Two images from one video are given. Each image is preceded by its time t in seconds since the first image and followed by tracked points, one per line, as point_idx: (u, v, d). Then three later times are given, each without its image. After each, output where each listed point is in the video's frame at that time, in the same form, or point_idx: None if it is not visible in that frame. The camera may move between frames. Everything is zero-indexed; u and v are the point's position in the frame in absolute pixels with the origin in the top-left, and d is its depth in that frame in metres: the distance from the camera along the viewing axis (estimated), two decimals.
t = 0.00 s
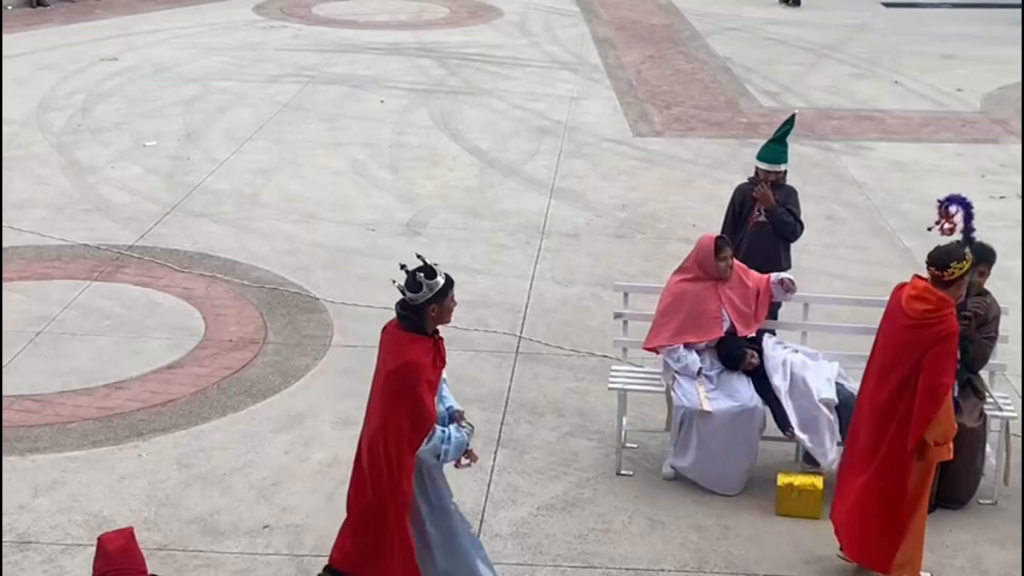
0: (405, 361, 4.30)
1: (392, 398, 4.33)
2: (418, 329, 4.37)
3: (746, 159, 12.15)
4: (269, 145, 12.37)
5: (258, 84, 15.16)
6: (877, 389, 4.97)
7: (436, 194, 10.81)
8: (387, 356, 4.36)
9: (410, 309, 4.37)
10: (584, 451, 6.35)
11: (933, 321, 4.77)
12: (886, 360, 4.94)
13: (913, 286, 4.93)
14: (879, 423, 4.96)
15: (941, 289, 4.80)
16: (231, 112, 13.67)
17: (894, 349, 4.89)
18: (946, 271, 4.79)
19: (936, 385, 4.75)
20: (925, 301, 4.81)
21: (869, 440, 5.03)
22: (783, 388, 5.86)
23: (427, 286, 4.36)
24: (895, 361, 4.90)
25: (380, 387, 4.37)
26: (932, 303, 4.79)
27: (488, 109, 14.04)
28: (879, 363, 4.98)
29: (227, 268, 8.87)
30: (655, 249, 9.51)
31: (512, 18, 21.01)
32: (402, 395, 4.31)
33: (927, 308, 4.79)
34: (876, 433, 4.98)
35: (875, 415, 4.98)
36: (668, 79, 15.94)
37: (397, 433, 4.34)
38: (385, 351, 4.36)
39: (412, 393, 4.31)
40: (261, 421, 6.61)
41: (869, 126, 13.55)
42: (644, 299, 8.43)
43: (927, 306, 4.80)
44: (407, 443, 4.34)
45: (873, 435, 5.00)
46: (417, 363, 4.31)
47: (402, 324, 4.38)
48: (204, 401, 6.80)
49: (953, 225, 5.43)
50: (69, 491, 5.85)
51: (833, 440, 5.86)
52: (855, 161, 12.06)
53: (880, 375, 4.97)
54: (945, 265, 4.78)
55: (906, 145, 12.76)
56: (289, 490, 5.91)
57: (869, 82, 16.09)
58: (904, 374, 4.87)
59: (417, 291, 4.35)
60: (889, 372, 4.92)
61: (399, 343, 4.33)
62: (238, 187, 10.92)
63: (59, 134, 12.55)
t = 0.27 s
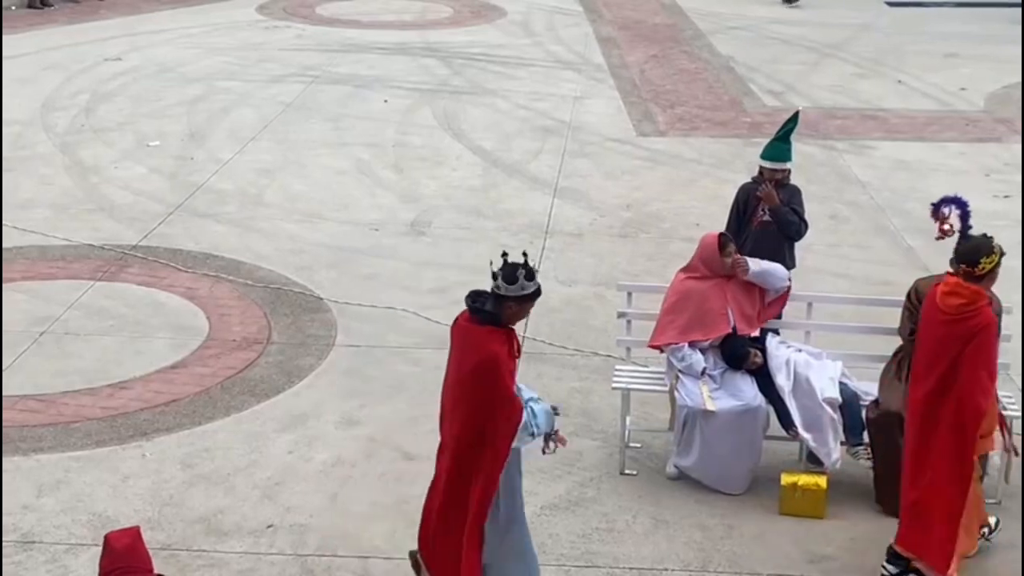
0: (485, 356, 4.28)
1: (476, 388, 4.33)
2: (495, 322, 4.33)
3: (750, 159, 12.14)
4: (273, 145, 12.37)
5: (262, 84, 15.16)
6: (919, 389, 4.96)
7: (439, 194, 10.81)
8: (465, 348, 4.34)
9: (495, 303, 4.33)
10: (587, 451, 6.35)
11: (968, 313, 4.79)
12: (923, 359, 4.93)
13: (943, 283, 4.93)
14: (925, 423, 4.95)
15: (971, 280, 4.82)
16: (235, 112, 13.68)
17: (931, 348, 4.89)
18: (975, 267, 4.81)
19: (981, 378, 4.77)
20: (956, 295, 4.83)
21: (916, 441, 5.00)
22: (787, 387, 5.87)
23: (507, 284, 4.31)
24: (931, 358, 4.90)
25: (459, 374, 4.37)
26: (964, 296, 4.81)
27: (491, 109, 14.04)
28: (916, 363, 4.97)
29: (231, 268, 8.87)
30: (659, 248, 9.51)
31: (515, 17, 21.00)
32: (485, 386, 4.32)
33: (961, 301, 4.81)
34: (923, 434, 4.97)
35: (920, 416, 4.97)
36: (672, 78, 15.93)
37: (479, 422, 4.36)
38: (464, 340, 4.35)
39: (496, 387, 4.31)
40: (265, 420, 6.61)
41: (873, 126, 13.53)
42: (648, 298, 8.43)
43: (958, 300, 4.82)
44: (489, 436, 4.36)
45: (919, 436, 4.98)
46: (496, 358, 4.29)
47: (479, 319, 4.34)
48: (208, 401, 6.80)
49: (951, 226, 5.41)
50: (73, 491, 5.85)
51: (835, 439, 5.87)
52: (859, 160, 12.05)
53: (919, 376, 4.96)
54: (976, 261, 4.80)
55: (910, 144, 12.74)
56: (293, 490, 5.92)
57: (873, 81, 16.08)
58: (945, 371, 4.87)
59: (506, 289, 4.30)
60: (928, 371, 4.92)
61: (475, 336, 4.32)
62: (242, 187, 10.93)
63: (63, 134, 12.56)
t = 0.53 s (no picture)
0: (564, 350, 4.38)
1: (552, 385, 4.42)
2: (571, 315, 4.48)
3: (753, 158, 12.14)
4: (276, 145, 12.37)
5: (265, 84, 15.18)
6: (964, 377, 5.04)
7: (442, 194, 10.82)
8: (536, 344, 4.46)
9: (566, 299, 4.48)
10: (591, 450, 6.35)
11: (1001, 298, 4.88)
12: (965, 348, 5.02)
13: (976, 270, 5.05)
14: (975, 413, 5.01)
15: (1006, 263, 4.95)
16: (238, 112, 13.69)
17: (971, 335, 4.99)
18: (1008, 253, 4.95)
19: (1012, 362, 4.81)
20: (991, 280, 4.94)
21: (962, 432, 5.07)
22: (790, 386, 5.86)
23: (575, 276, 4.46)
24: (971, 346, 4.99)
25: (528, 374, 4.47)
26: (999, 280, 4.92)
27: (494, 109, 14.05)
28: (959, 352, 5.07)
29: (234, 268, 8.88)
30: (662, 248, 9.51)
31: (519, 17, 21.01)
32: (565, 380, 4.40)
33: (996, 287, 4.92)
34: (969, 423, 5.03)
35: (967, 406, 5.03)
36: (675, 77, 15.94)
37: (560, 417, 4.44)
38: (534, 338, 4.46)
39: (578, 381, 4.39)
40: (268, 420, 6.61)
41: (876, 125, 13.53)
42: (651, 298, 8.43)
43: (994, 285, 4.93)
44: (573, 431, 4.43)
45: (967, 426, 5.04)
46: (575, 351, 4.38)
47: (553, 313, 4.46)
48: (211, 401, 6.81)
49: (954, 223, 5.52)
50: (76, 491, 5.86)
51: (839, 438, 5.87)
52: (862, 159, 12.05)
53: (962, 364, 5.05)
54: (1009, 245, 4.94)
55: (913, 143, 12.74)
56: (297, 490, 5.92)
57: (876, 80, 16.07)
58: (985, 357, 4.94)
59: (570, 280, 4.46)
60: (970, 359, 5.01)
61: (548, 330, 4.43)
62: (246, 187, 10.94)
63: (66, 134, 12.58)
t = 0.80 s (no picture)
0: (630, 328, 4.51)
1: (610, 368, 4.53)
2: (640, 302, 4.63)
3: (756, 157, 12.13)
4: (279, 145, 12.37)
5: (269, 84, 15.19)
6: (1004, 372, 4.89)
7: (446, 193, 10.81)
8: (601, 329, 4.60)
9: (636, 284, 4.62)
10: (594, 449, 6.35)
11: None
12: (1004, 342, 4.87)
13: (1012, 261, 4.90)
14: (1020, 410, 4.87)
15: None
16: (241, 112, 13.70)
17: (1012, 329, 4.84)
18: None
19: None
20: None
21: (1010, 427, 4.90)
22: (793, 385, 5.85)
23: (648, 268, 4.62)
24: (1010, 338, 4.85)
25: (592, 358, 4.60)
26: None
27: (497, 108, 14.04)
28: (994, 348, 4.90)
29: (237, 268, 8.88)
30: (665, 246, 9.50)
31: (522, 16, 21.00)
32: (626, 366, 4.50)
33: None
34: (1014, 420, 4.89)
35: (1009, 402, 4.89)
36: (678, 76, 15.92)
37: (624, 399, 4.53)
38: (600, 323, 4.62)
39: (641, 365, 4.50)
40: (271, 420, 6.61)
41: (880, 123, 13.51)
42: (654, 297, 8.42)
43: None
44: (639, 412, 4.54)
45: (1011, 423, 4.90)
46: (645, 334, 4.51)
47: (626, 297, 4.62)
48: (214, 400, 6.81)
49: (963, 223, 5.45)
50: (80, 491, 5.87)
51: (842, 437, 5.87)
52: (865, 158, 12.04)
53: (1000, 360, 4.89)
54: None
55: (917, 142, 12.72)
56: (300, 489, 5.92)
57: (880, 79, 16.05)
58: None
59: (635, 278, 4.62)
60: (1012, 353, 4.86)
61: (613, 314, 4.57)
62: (249, 187, 10.94)
63: (70, 135, 12.59)
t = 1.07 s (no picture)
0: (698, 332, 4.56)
1: (670, 369, 4.58)
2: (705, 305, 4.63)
3: (759, 155, 12.13)
4: (282, 145, 12.38)
5: (272, 83, 15.20)
6: None
7: (449, 193, 10.81)
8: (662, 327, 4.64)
9: (702, 286, 4.62)
10: (597, 449, 6.35)
11: None
12: None
13: None
14: None
15: None
16: (244, 112, 13.71)
17: None
18: None
19: None
20: None
21: None
22: (797, 385, 5.85)
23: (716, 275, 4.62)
24: None
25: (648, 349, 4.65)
26: None
27: (500, 108, 14.04)
28: None
29: (240, 268, 8.89)
30: (667, 246, 9.49)
31: (525, 15, 21.01)
32: (686, 368, 4.56)
33: None
34: None
35: None
36: (681, 75, 15.92)
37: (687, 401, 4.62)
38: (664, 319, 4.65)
39: (702, 366, 4.56)
40: (274, 420, 6.62)
41: (884, 122, 13.49)
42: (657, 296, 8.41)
43: None
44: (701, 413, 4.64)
45: None
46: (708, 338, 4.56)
47: (691, 296, 4.63)
48: (218, 400, 6.82)
49: (978, 225, 5.37)
50: (84, 491, 5.87)
51: (845, 436, 5.86)
52: (869, 156, 12.02)
53: None
54: None
55: (920, 140, 12.70)
56: (303, 489, 5.93)
57: (883, 77, 16.04)
58: None
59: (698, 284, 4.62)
60: None
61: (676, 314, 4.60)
62: (252, 187, 10.95)
63: (73, 135, 12.61)
